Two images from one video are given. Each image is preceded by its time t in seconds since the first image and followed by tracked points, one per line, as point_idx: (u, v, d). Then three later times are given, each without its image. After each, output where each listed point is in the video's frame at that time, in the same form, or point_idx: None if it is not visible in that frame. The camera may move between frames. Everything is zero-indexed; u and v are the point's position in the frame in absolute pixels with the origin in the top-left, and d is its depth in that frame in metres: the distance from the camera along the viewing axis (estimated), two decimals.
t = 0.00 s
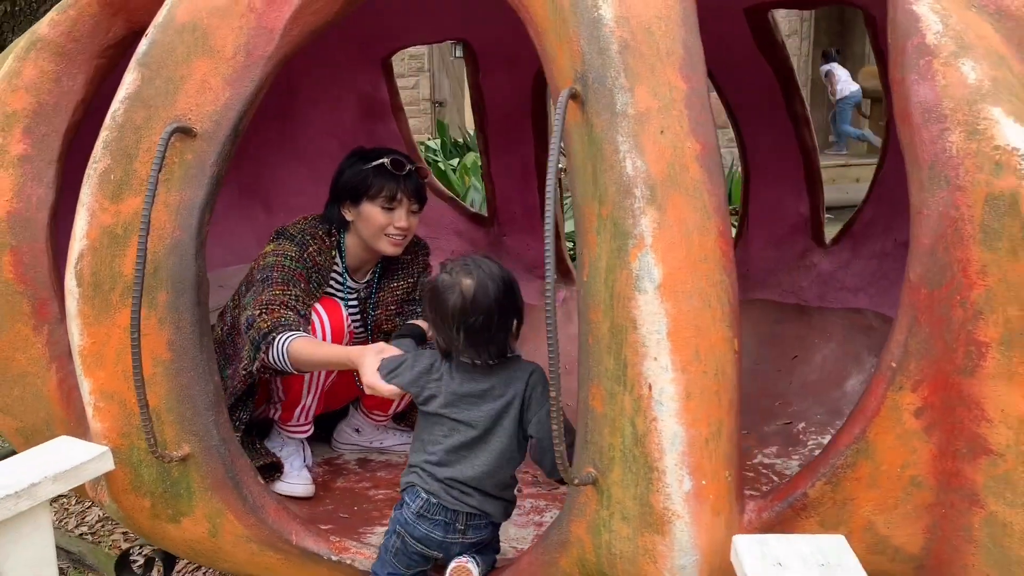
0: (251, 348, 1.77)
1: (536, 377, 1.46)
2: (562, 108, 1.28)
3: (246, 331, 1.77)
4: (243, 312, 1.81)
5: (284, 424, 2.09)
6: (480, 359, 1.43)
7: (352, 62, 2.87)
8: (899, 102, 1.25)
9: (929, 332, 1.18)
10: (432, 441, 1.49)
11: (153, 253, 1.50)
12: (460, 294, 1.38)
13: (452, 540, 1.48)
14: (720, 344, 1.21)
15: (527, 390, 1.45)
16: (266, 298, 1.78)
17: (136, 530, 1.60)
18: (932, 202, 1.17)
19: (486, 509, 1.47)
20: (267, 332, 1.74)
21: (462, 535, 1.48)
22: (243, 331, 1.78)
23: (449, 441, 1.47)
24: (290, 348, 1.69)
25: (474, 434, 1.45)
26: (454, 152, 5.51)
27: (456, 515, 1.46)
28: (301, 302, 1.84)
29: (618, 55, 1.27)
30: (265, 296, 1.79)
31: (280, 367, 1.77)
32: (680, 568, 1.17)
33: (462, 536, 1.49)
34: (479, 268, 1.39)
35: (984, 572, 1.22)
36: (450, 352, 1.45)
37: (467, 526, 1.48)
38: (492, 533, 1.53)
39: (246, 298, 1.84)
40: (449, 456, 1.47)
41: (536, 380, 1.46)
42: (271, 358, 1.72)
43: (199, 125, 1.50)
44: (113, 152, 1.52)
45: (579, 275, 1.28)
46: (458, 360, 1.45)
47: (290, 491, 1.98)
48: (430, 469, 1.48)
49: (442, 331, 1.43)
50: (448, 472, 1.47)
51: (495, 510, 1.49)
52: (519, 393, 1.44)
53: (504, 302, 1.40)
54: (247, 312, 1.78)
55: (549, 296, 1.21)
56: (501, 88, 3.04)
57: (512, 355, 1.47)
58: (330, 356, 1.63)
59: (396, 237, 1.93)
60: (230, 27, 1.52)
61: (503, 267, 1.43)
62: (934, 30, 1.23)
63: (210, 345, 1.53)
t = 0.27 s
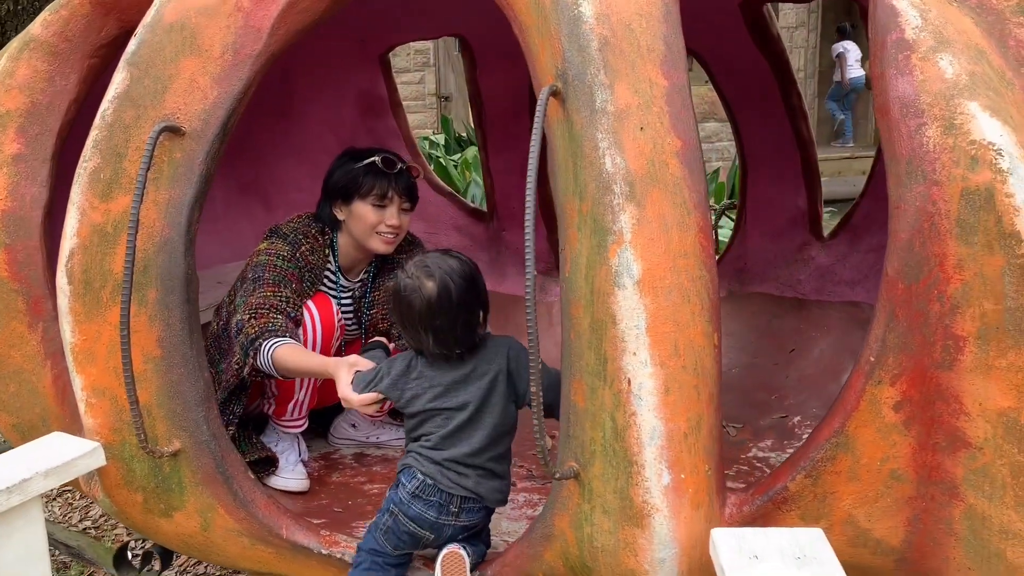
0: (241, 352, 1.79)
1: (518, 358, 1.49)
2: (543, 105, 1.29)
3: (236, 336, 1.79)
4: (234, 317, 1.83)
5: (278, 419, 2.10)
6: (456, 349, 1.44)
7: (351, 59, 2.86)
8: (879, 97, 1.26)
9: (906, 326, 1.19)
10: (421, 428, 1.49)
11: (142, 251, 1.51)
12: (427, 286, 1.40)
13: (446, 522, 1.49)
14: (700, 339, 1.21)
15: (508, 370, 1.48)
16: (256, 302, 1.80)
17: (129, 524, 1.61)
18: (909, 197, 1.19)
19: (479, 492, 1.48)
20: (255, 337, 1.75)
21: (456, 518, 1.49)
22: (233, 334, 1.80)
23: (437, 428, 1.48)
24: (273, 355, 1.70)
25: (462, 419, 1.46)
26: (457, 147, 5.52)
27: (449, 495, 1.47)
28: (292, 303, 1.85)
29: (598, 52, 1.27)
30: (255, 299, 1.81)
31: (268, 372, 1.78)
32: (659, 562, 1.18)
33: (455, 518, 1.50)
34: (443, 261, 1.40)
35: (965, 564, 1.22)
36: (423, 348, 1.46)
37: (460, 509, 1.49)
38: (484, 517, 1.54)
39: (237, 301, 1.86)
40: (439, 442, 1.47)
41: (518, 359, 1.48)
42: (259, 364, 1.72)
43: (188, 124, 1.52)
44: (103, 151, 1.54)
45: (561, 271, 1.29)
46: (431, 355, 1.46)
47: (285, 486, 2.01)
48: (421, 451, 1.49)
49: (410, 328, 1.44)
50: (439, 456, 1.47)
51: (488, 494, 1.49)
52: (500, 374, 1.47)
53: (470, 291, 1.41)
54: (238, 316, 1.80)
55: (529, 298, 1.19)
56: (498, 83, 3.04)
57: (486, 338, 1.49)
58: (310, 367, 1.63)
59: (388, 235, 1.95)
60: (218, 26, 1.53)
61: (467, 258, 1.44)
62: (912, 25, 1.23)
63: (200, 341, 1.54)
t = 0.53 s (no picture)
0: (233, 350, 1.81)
1: (507, 337, 1.51)
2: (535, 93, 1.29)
3: (227, 334, 1.81)
4: (224, 316, 1.85)
5: (277, 410, 2.11)
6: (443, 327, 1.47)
7: (353, 50, 2.86)
8: (871, 85, 1.26)
9: (897, 314, 1.19)
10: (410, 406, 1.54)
11: (138, 242, 1.52)
12: (412, 262, 1.42)
13: (431, 496, 1.55)
14: (690, 328, 1.21)
15: (496, 350, 1.50)
16: (246, 300, 1.82)
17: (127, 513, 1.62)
18: (900, 184, 1.19)
19: (465, 471, 1.52)
20: (245, 335, 1.77)
21: (439, 495, 1.54)
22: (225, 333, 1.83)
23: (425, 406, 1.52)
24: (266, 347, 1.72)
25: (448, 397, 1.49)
26: (462, 140, 5.52)
27: (434, 472, 1.53)
28: (283, 300, 1.87)
29: (589, 40, 1.27)
30: (245, 298, 1.83)
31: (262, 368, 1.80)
32: (650, 550, 1.18)
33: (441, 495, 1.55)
34: (428, 233, 1.44)
35: (957, 553, 1.22)
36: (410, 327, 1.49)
37: (444, 486, 1.54)
38: (474, 497, 1.57)
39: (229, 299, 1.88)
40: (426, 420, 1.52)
41: (507, 338, 1.51)
42: (252, 360, 1.75)
43: (184, 114, 1.52)
44: (99, 141, 1.55)
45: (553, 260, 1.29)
46: (418, 334, 1.49)
47: (285, 476, 2.02)
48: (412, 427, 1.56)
49: (400, 305, 1.47)
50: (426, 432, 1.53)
51: (476, 474, 1.52)
52: (487, 353, 1.49)
53: (456, 265, 1.45)
54: (229, 315, 1.82)
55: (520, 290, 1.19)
56: (500, 75, 3.05)
57: (476, 317, 1.51)
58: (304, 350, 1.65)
59: (376, 231, 1.94)
60: (214, 16, 1.53)
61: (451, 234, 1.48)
62: (905, 12, 1.23)
63: (196, 331, 1.55)
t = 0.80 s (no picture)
0: (228, 352, 1.84)
1: (504, 323, 1.53)
2: (536, 90, 1.29)
3: (222, 337, 1.84)
4: (220, 319, 1.88)
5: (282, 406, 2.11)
6: (440, 314, 1.49)
7: (361, 46, 2.86)
8: (875, 81, 1.25)
9: (900, 312, 1.18)
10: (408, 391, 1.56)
11: (144, 238, 1.52)
12: (413, 252, 1.42)
13: (428, 477, 1.57)
14: (692, 325, 1.21)
15: (492, 335, 1.52)
16: (240, 303, 1.84)
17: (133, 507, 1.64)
18: (903, 180, 1.18)
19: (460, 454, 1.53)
20: (241, 337, 1.79)
21: (433, 476, 1.56)
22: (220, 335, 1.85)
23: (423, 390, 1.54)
24: (266, 348, 1.75)
25: (444, 380, 1.51)
26: (471, 136, 5.52)
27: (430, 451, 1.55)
28: (276, 303, 1.88)
29: (591, 36, 1.27)
30: (239, 300, 1.85)
31: (260, 367, 1.82)
32: (651, 547, 1.18)
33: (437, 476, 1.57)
34: (429, 225, 1.43)
35: (961, 552, 1.21)
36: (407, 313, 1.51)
37: (439, 468, 1.56)
38: (470, 483, 1.57)
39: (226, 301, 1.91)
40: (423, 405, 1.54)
41: (503, 325, 1.53)
42: (250, 362, 1.78)
43: (189, 111, 1.53)
44: (104, 138, 1.55)
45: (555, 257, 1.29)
46: (416, 321, 1.51)
47: (291, 471, 2.03)
48: (411, 410, 1.58)
49: (399, 294, 1.48)
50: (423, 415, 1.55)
51: (470, 456, 1.54)
52: (483, 337, 1.51)
53: (455, 257, 1.44)
54: (224, 317, 1.85)
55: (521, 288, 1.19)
56: (508, 71, 3.04)
57: (473, 306, 1.53)
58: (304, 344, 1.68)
59: (371, 233, 1.95)
60: (218, 13, 1.54)
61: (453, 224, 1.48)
62: (909, 7, 1.22)
63: (201, 327, 1.56)
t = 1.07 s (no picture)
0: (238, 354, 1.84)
1: (504, 325, 1.57)
2: (549, 88, 1.29)
3: (232, 339, 1.84)
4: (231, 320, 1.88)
5: (297, 403, 2.12)
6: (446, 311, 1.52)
7: (375, 45, 2.87)
8: (891, 78, 1.24)
9: (916, 312, 1.17)
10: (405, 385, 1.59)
11: (158, 237, 1.53)
12: (430, 250, 1.44)
13: (423, 466, 1.59)
14: (706, 325, 1.20)
15: (493, 336, 1.55)
16: (250, 306, 1.83)
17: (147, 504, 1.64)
18: (919, 179, 1.17)
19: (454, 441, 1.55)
20: (251, 340, 1.80)
21: (429, 464, 1.58)
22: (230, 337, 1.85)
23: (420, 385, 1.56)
24: (275, 354, 1.76)
25: (443, 374, 1.54)
26: (485, 135, 5.53)
27: (423, 439, 1.57)
28: (286, 306, 1.87)
29: (604, 34, 1.26)
30: (249, 303, 1.84)
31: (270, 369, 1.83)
32: (663, 548, 1.17)
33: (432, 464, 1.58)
34: (448, 224, 1.45)
35: (977, 554, 1.20)
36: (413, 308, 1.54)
37: (435, 456, 1.57)
38: (467, 468, 1.57)
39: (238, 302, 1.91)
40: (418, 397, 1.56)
41: (504, 328, 1.56)
42: (258, 366, 1.79)
43: (203, 110, 1.53)
44: (119, 137, 1.56)
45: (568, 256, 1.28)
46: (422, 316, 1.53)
47: (303, 470, 2.03)
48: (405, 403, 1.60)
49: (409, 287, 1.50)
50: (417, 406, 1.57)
51: (459, 447, 1.56)
52: (484, 337, 1.55)
53: (469, 257, 1.47)
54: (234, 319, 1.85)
55: (533, 287, 1.18)
56: (522, 69, 3.04)
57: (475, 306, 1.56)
58: (311, 350, 1.70)
59: (387, 236, 1.96)
60: (232, 12, 1.54)
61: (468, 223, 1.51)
62: (926, 4, 1.21)
63: (215, 325, 1.56)
